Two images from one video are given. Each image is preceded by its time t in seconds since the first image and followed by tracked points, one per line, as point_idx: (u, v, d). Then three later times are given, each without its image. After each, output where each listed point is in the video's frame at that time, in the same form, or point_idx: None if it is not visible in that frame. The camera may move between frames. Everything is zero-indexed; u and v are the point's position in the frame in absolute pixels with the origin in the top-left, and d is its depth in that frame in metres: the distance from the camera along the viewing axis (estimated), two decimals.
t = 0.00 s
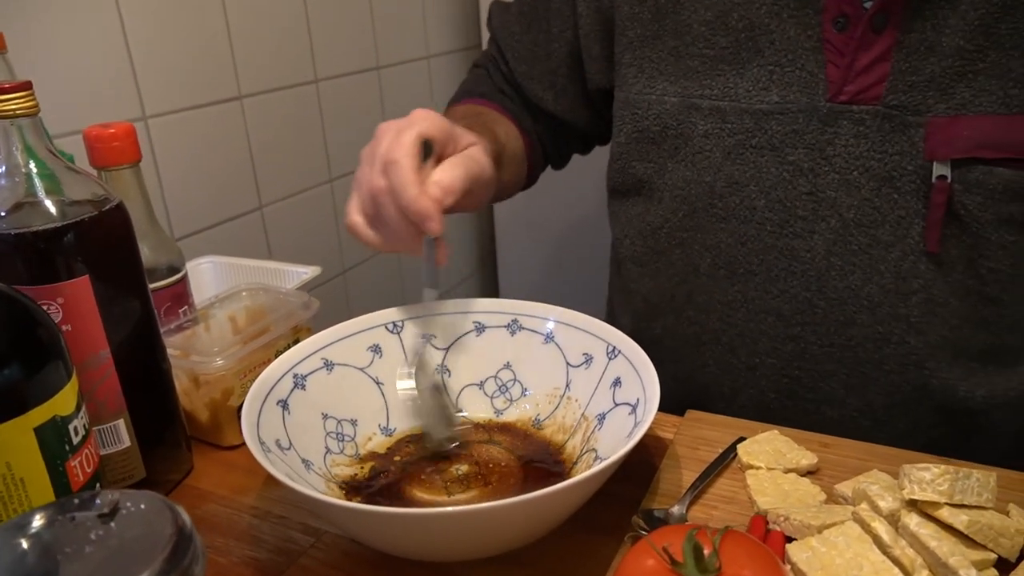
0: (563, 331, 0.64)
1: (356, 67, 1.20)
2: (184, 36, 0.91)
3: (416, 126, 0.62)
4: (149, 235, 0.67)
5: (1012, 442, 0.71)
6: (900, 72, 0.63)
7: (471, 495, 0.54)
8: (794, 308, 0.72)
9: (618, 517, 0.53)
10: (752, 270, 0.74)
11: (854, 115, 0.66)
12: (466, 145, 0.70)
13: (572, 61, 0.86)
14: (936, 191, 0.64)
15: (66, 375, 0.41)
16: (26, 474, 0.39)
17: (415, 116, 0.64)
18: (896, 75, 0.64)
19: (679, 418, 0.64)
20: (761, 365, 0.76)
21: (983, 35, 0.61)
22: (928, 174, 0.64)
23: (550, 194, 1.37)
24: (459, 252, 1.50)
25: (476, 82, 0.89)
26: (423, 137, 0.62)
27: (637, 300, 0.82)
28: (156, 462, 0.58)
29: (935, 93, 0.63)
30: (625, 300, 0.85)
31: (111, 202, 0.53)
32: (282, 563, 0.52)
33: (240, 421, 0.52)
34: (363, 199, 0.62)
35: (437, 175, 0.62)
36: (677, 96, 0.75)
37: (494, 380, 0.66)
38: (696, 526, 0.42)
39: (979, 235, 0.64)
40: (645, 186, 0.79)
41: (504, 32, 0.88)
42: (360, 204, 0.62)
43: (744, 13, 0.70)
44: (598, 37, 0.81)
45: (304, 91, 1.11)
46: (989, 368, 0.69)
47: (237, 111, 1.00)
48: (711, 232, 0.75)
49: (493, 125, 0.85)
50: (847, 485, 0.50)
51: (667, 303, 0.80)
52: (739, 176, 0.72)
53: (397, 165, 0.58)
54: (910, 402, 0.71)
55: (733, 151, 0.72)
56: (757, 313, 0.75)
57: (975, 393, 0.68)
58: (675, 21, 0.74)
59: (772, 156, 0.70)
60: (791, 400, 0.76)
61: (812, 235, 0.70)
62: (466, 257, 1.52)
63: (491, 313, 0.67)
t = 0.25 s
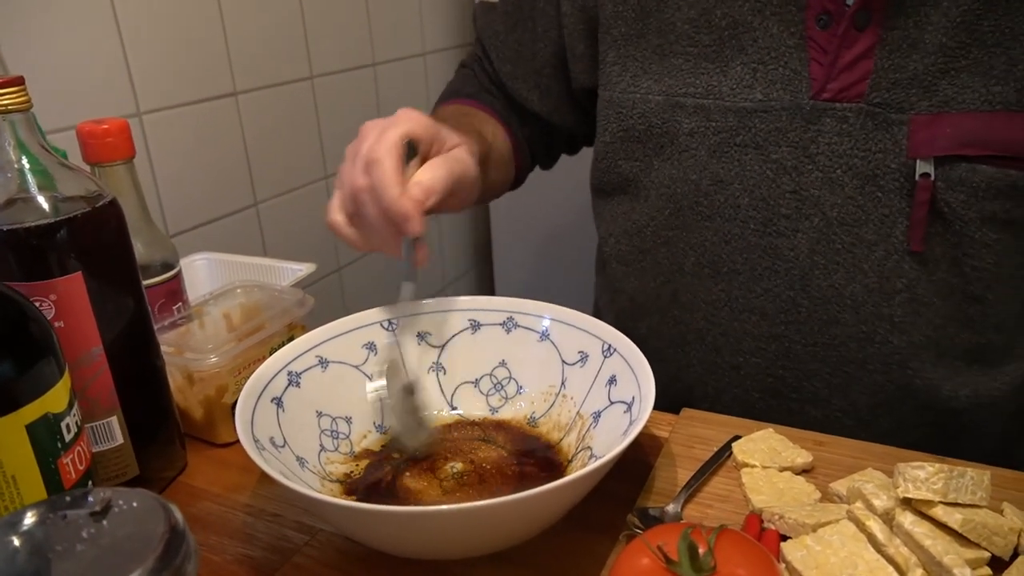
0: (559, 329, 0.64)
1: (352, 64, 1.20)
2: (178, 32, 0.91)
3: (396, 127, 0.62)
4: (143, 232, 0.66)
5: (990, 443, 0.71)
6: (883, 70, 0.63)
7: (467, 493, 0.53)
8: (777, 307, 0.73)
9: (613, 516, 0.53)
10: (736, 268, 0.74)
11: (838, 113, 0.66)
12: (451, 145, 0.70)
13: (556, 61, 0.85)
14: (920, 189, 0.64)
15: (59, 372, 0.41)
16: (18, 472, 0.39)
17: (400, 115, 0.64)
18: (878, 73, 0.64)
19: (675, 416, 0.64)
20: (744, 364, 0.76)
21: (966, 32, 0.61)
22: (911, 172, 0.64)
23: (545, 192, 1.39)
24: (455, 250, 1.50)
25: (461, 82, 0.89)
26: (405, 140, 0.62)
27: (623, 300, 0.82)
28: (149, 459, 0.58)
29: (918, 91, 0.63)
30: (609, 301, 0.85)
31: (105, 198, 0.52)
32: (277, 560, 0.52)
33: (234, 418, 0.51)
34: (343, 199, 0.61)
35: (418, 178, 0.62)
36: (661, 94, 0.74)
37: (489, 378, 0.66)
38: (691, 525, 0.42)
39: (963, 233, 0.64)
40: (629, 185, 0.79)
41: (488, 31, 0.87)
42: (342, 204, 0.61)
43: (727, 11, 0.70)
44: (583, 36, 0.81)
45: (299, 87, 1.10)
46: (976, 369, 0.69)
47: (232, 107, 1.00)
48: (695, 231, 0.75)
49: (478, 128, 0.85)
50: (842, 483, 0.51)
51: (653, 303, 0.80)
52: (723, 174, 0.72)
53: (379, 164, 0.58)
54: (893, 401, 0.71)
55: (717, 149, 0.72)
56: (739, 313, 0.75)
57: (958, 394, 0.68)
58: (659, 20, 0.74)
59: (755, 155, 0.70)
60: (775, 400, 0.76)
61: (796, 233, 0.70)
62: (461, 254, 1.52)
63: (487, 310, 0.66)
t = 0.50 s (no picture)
0: (556, 326, 0.64)
1: (350, 59, 1.20)
2: (174, 25, 0.90)
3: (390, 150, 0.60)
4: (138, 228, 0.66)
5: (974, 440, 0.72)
6: (869, 66, 0.63)
7: (464, 491, 0.53)
8: (760, 302, 0.72)
9: (610, 514, 0.52)
10: (720, 264, 0.73)
11: (824, 108, 0.65)
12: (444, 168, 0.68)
13: (552, 60, 0.84)
14: (904, 185, 0.64)
15: (50, 367, 0.40)
16: (8, 468, 0.39)
17: (395, 137, 0.62)
18: (864, 68, 0.63)
19: (672, 413, 0.63)
20: (726, 359, 0.76)
21: (951, 27, 0.60)
22: (896, 168, 0.64)
23: (538, 188, 1.39)
24: (452, 247, 1.50)
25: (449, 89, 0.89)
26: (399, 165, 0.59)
27: (610, 294, 0.82)
28: (143, 456, 0.57)
29: (904, 86, 0.62)
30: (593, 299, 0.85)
31: (98, 192, 0.52)
32: (270, 557, 0.51)
33: (229, 414, 0.51)
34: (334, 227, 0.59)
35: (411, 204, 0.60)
36: (648, 89, 0.74)
37: (485, 375, 0.66)
38: (688, 524, 0.42)
39: (948, 229, 0.64)
40: (615, 180, 0.79)
41: (480, 36, 0.87)
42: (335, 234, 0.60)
43: (713, 5, 0.69)
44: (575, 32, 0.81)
45: (296, 83, 1.10)
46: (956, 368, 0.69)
47: (228, 102, 0.99)
48: (680, 226, 0.75)
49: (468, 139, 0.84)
50: (840, 481, 0.50)
51: (640, 296, 0.80)
52: (709, 170, 0.72)
53: (376, 189, 0.55)
54: (875, 398, 0.71)
55: (704, 144, 0.72)
56: (723, 306, 0.75)
57: (940, 391, 0.69)
58: (646, 15, 0.73)
59: (742, 150, 0.70)
60: (756, 396, 0.76)
61: (779, 229, 0.69)
62: (458, 251, 1.52)
63: (483, 307, 0.66)
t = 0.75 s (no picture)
0: (553, 324, 0.64)
1: (348, 57, 1.19)
2: (172, 22, 0.90)
3: (365, 157, 0.59)
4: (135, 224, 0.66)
5: (965, 434, 0.73)
6: (865, 64, 0.63)
7: (461, 488, 0.53)
8: (755, 300, 0.72)
9: (606, 511, 0.52)
10: (715, 263, 0.73)
11: (819, 107, 0.65)
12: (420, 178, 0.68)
13: (544, 59, 0.85)
14: (899, 183, 0.64)
15: (45, 364, 0.40)
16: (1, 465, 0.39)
17: (369, 143, 0.61)
18: (859, 67, 0.63)
19: (669, 411, 0.63)
20: (723, 358, 0.75)
21: (945, 26, 0.60)
22: (891, 166, 0.64)
23: (535, 187, 1.39)
24: (449, 245, 1.50)
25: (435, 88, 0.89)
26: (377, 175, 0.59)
27: (606, 294, 0.82)
28: (139, 453, 0.57)
29: (899, 85, 0.62)
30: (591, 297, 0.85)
31: (94, 188, 0.52)
32: (266, 555, 0.51)
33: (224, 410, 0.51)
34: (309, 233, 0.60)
35: (389, 217, 0.60)
36: (643, 88, 0.74)
37: (483, 372, 0.65)
38: (684, 521, 0.42)
39: (944, 226, 0.64)
40: (610, 179, 0.79)
41: (470, 33, 0.87)
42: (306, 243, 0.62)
43: (708, 5, 0.69)
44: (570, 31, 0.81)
45: (294, 80, 1.09)
46: (951, 364, 0.69)
47: (225, 99, 0.99)
48: (675, 225, 0.74)
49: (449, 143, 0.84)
50: (837, 479, 0.50)
51: (635, 295, 0.80)
52: (705, 169, 0.72)
53: (352, 199, 0.56)
54: (869, 395, 0.71)
55: (700, 143, 0.72)
56: (717, 305, 0.74)
57: (934, 387, 0.69)
58: (641, 13, 0.73)
59: (737, 148, 0.70)
60: (752, 394, 0.76)
61: (775, 227, 0.69)
62: (455, 250, 1.52)
63: (481, 304, 0.66)
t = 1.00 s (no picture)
0: (550, 325, 0.64)
1: (346, 57, 1.20)
2: (171, 22, 0.90)
3: (368, 132, 0.60)
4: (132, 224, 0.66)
5: (966, 424, 0.73)
6: (864, 68, 0.63)
7: (460, 489, 0.53)
8: (761, 304, 0.72)
9: (602, 511, 0.53)
10: (720, 267, 0.73)
11: (820, 111, 0.65)
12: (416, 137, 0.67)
13: (518, 54, 0.86)
14: (900, 185, 0.64)
15: (44, 363, 0.40)
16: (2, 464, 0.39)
17: (364, 120, 0.62)
18: (859, 71, 0.64)
19: (666, 412, 0.63)
20: (729, 362, 0.76)
21: (943, 30, 0.61)
22: (892, 168, 0.64)
23: (533, 186, 1.40)
24: (448, 245, 1.50)
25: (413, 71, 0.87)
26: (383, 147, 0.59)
27: (604, 297, 0.83)
28: (137, 452, 0.57)
29: (899, 89, 0.63)
30: (591, 300, 0.85)
31: (93, 188, 0.52)
32: (263, 554, 0.51)
33: (223, 411, 0.51)
34: (327, 215, 0.59)
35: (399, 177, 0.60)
36: (642, 94, 0.74)
37: (481, 373, 0.65)
38: (679, 521, 0.42)
39: (945, 227, 0.65)
40: (610, 185, 0.79)
41: (451, 21, 0.85)
42: (323, 220, 0.60)
43: (707, 10, 0.70)
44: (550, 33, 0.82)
45: (292, 80, 1.10)
46: (946, 357, 0.69)
47: (224, 99, 0.99)
48: (679, 229, 0.75)
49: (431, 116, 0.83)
50: (832, 480, 0.50)
51: (636, 301, 0.80)
52: (707, 174, 0.72)
53: (371, 174, 0.56)
54: (876, 395, 0.71)
55: (701, 148, 0.72)
56: (723, 309, 0.74)
57: (935, 382, 0.69)
58: (638, 18, 0.73)
59: (739, 153, 0.70)
60: (759, 397, 0.76)
61: (779, 231, 0.69)
62: (453, 249, 1.52)
63: (478, 306, 0.66)
